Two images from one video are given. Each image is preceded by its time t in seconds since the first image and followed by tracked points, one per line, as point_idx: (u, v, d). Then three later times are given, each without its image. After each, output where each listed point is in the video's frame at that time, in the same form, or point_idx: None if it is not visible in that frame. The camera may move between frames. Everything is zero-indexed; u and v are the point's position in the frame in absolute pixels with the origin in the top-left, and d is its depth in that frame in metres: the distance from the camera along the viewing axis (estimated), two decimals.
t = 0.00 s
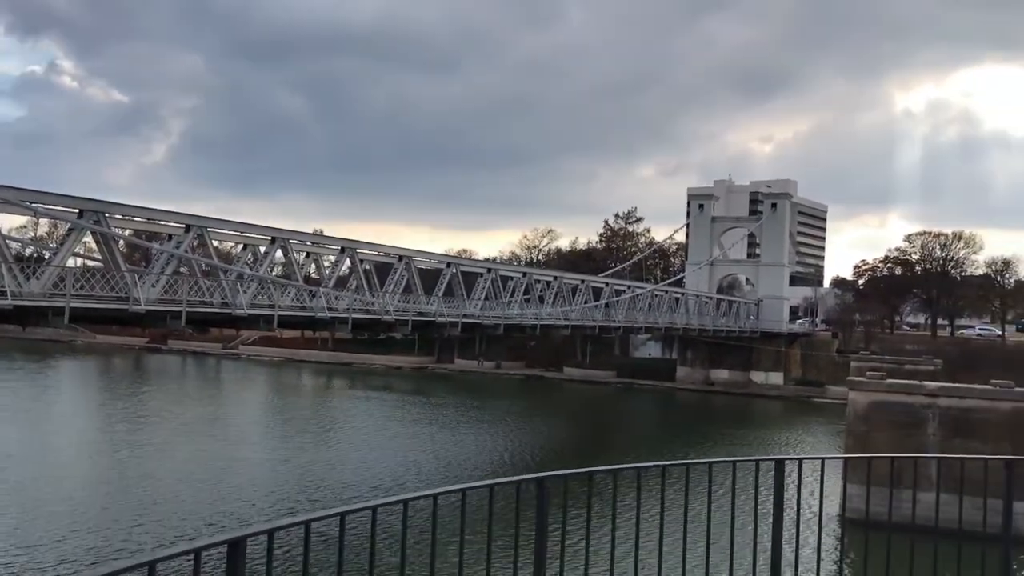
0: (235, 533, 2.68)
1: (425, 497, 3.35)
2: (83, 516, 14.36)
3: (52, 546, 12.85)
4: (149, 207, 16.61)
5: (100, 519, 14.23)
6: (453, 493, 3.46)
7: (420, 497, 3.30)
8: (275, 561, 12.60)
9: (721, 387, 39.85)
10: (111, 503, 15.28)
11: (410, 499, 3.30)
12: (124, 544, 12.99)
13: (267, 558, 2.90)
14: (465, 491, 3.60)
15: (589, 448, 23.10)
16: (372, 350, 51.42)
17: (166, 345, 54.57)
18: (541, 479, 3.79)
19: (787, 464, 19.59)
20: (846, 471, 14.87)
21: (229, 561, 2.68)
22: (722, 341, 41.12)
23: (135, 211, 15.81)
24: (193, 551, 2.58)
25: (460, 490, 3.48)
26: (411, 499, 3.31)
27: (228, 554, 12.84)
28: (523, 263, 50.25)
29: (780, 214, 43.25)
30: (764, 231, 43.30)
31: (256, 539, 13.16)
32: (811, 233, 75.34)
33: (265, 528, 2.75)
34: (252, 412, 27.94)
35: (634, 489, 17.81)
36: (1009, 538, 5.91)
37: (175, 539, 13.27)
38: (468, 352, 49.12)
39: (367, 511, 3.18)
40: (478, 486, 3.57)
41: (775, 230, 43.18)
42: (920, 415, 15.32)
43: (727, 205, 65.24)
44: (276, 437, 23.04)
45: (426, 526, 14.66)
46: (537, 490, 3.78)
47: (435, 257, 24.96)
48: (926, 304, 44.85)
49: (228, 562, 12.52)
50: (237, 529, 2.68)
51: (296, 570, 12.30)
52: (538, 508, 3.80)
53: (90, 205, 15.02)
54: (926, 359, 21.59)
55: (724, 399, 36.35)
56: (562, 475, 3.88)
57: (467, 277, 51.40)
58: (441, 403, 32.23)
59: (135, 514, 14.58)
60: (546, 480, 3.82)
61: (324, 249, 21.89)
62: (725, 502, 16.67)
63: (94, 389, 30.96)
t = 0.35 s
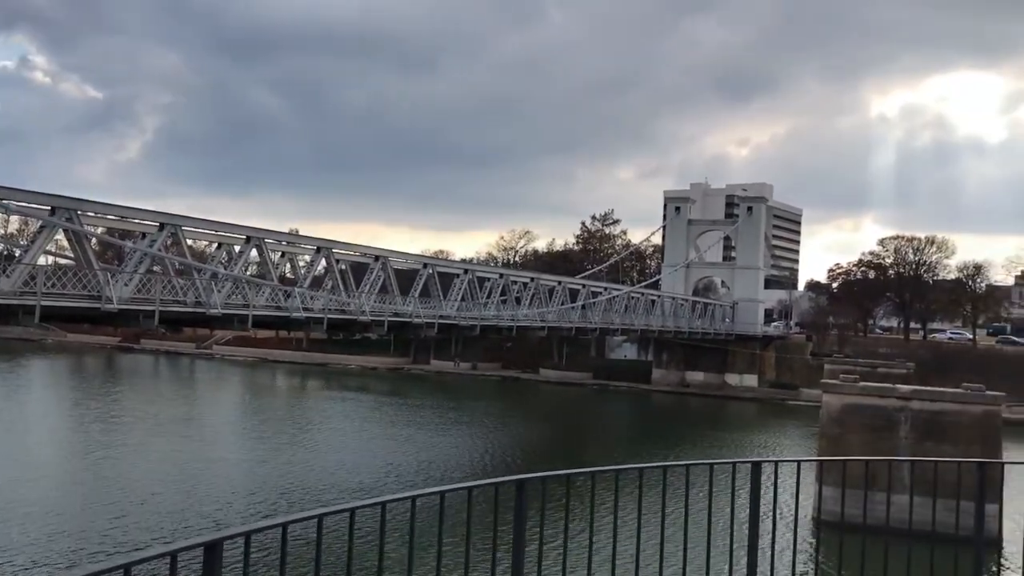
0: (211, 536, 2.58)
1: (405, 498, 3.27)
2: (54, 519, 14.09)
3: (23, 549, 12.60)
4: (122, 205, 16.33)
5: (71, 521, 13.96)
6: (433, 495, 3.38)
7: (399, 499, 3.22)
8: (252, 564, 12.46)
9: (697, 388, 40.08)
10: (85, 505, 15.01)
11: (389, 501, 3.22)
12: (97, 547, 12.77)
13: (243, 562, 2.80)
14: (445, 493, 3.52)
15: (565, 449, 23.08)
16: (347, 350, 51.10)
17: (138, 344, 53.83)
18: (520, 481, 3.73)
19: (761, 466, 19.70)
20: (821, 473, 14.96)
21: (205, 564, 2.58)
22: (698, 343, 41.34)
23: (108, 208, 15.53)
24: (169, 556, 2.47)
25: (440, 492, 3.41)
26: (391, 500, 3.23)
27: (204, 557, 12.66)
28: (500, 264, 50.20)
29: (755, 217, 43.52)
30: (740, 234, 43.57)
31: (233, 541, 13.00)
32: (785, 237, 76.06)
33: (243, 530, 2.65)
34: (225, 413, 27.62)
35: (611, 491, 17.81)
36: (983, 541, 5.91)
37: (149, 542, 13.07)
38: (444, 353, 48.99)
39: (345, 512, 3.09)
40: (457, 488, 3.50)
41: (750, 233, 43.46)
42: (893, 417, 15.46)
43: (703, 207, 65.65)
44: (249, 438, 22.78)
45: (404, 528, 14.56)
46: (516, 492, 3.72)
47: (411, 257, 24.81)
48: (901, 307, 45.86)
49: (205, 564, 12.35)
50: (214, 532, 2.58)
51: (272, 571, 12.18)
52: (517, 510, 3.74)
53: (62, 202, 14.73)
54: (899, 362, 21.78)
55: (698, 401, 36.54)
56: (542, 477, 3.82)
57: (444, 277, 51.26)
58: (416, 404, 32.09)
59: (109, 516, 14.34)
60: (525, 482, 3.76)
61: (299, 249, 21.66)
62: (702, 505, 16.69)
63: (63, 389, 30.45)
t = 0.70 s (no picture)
0: (197, 537, 2.54)
1: (390, 498, 3.26)
2: (31, 520, 13.89)
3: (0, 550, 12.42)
4: (98, 204, 16.09)
5: (48, 523, 13.79)
6: (417, 495, 3.35)
7: (384, 498, 3.20)
8: (237, 565, 12.38)
9: (675, 387, 40.31)
10: (64, 507, 14.82)
11: (375, 500, 3.20)
12: (76, 549, 12.63)
13: (227, 563, 2.76)
14: (428, 492, 3.49)
15: (544, 448, 23.09)
16: (326, 349, 50.88)
17: (114, 344, 53.24)
18: (503, 481, 3.71)
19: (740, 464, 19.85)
20: (800, 471, 15.07)
21: (189, 566, 2.56)
22: (676, 342, 41.56)
23: (84, 207, 15.31)
24: (156, 557, 2.45)
25: (425, 491, 3.39)
26: (377, 500, 3.21)
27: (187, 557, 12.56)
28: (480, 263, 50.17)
29: (733, 217, 43.77)
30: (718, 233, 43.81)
31: (217, 542, 12.89)
32: (763, 236, 76.64)
33: (227, 532, 2.61)
34: (202, 412, 27.42)
35: (592, 491, 17.81)
36: (959, 537, 5.98)
37: (132, 543, 12.94)
38: (423, 352, 48.90)
39: (330, 514, 3.06)
40: (442, 487, 3.47)
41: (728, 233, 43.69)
42: (869, 415, 15.61)
43: (682, 206, 65.96)
44: (228, 438, 22.58)
45: (387, 527, 14.50)
46: (500, 491, 3.70)
47: (391, 256, 24.69)
48: (875, 305, 46.14)
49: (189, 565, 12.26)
50: (200, 533, 2.55)
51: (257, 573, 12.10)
52: (501, 509, 3.73)
53: (37, 201, 14.47)
54: (876, 360, 21.90)
55: (677, 400, 36.74)
56: (526, 477, 3.81)
57: (423, 276, 51.15)
58: (395, 403, 32.00)
59: (88, 517, 14.18)
60: (508, 483, 3.74)
61: (277, 248, 21.49)
62: (684, 503, 16.78)
63: (38, 389, 30.09)
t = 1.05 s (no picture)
0: (182, 533, 2.52)
1: (376, 493, 3.23)
2: (9, 519, 13.69)
3: None
4: (74, 198, 15.86)
5: (27, 522, 13.59)
6: (401, 490, 3.33)
7: (369, 494, 3.17)
8: (224, 561, 12.28)
9: (655, 380, 40.54)
10: (44, 506, 14.61)
11: (360, 496, 3.17)
12: (56, 548, 12.46)
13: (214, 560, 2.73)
14: (413, 487, 3.47)
15: (525, 442, 23.12)
16: (304, 345, 50.62)
17: (90, 341, 52.64)
18: (488, 475, 3.70)
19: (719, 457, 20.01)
20: (781, 464, 15.21)
21: (174, 563, 2.52)
22: (655, 336, 41.78)
23: (59, 202, 15.08)
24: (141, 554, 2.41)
25: (411, 486, 3.37)
26: (362, 495, 3.18)
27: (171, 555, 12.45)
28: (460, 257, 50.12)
29: (712, 211, 44.00)
30: (697, 227, 44.03)
31: (203, 539, 12.78)
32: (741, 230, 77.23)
33: (213, 527, 2.59)
34: (180, 408, 27.21)
35: (574, 484, 17.86)
36: (938, 527, 6.07)
37: (113, 541, 12.78)
38: (403, 347, 48.81)
39: (315, 509, 3.03)
40: (427, 482, 3.45)
41: (707, 227, 43.92)
42: (847, 407, 15.79)
43: (661, 201, 66.32)
44: (208, 435, 22.41)
45: (374, 523, 14.45)
46: (485, 485, 3.69)
47: (370, 251, 24.57)
48: (853, 299, 46.68)
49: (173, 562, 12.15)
50: (185, 529, 2.52)
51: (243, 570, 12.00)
52: (486, 503, 3.73)
53: (11, 196, 14.24)
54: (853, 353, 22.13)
55: (656, 393, 36.96)
56: (511, 470, 3.80)
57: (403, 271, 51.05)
58: (375, 398, 31.94)
59: (68, 516, 14.00)
60: (492, 476, 3.73)
61: (256, 243, 21.33)
62: (668, 496, 16.88)
63: (12, 386, 29.71)
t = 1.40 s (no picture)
0: (171, 529, 2.48)
1: (369, 487, 3.20)
2: None
3: None
4: (54, 190, 15.66)
5: (10, 518, 13.43)
6: (391, 484, 3.29)
7: (361, 488, 3.14)
8: (213, 556, 12.18)
9: (639, 372, 40.68)
10: (27, 501, 14.45)
11: (353, 489, 3.14)
12: (42, 544, 12.32)
13: (204, 556, 2.69)
14: (404, 480, 3.44)
15: (510, 435, 23.13)
16: (288, 337, 50.39)
17: (71, 334, 52.17)
18: (479, 468, 3.68)
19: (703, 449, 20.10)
20: (766, 456, 15.30)
21: (164, 559, 2.48)
22: (640, 328, 41.91)
23: (40, 193, 14.88)
24: (130, 550, 2.36)
25: (401, 480, 3.34)
26: (354, 489, 3.14)
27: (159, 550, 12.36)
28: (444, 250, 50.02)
29: (695, 204, 44.13)
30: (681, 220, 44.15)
31: (193, 533, 12.69)
32: (724, 223, 77.58)
33: (203, 522, 2.54)
34: (163, 402, 27.00)
35: (561, 478, 17.88)
36: (923, 520, 6.13)
37: (100, 537, 12.66)
38: (387, 340, 48.70)
39: (306, 502, 3.00)
40: (418, 475, 3.42)
41: (691, 220, 44.05)
42: (829, 399, 15.90)
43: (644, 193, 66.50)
44: (192, 429, 22.26)
45: (363, 517, 14.40)
46: (475, 479, 3.67)
47: (354, 244, 24.45)
48: (834, 291, 47.15)
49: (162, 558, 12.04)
50: (175, 524, 2.48)
51: (233, 565, 11.91)
52: (477, 497, 3.71)
53: None
54: (836, 346, 22.31)
55: (640, 386, 37.10)
56: (501, 464, 3.78)
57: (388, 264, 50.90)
58: (359, 391, 31.85)
59: (52, 511, 13.84)
60: (483, 469, 3.72)
61: (238, 235, 21.17)
62: (655, 488, 16.96)
63: None
